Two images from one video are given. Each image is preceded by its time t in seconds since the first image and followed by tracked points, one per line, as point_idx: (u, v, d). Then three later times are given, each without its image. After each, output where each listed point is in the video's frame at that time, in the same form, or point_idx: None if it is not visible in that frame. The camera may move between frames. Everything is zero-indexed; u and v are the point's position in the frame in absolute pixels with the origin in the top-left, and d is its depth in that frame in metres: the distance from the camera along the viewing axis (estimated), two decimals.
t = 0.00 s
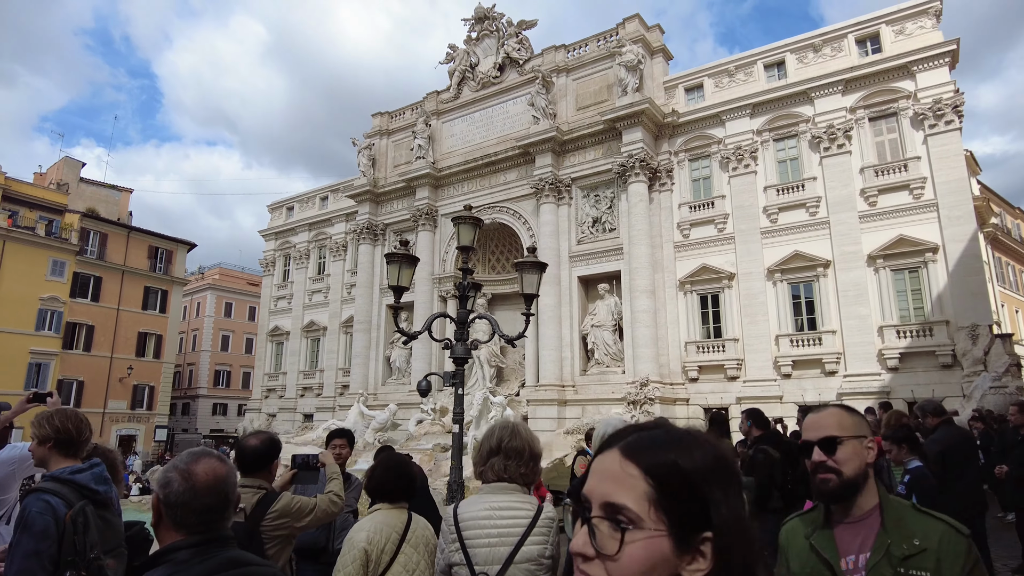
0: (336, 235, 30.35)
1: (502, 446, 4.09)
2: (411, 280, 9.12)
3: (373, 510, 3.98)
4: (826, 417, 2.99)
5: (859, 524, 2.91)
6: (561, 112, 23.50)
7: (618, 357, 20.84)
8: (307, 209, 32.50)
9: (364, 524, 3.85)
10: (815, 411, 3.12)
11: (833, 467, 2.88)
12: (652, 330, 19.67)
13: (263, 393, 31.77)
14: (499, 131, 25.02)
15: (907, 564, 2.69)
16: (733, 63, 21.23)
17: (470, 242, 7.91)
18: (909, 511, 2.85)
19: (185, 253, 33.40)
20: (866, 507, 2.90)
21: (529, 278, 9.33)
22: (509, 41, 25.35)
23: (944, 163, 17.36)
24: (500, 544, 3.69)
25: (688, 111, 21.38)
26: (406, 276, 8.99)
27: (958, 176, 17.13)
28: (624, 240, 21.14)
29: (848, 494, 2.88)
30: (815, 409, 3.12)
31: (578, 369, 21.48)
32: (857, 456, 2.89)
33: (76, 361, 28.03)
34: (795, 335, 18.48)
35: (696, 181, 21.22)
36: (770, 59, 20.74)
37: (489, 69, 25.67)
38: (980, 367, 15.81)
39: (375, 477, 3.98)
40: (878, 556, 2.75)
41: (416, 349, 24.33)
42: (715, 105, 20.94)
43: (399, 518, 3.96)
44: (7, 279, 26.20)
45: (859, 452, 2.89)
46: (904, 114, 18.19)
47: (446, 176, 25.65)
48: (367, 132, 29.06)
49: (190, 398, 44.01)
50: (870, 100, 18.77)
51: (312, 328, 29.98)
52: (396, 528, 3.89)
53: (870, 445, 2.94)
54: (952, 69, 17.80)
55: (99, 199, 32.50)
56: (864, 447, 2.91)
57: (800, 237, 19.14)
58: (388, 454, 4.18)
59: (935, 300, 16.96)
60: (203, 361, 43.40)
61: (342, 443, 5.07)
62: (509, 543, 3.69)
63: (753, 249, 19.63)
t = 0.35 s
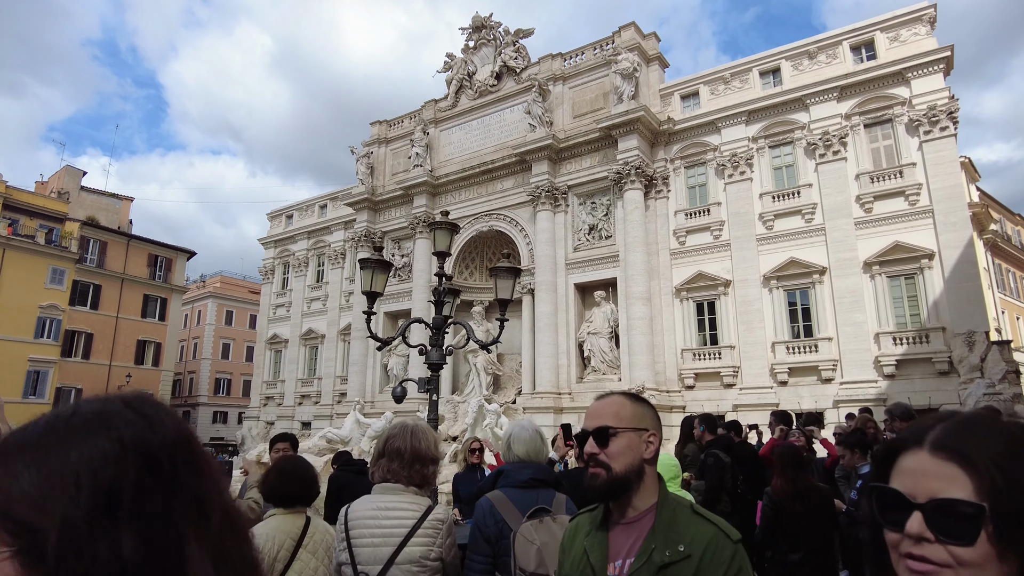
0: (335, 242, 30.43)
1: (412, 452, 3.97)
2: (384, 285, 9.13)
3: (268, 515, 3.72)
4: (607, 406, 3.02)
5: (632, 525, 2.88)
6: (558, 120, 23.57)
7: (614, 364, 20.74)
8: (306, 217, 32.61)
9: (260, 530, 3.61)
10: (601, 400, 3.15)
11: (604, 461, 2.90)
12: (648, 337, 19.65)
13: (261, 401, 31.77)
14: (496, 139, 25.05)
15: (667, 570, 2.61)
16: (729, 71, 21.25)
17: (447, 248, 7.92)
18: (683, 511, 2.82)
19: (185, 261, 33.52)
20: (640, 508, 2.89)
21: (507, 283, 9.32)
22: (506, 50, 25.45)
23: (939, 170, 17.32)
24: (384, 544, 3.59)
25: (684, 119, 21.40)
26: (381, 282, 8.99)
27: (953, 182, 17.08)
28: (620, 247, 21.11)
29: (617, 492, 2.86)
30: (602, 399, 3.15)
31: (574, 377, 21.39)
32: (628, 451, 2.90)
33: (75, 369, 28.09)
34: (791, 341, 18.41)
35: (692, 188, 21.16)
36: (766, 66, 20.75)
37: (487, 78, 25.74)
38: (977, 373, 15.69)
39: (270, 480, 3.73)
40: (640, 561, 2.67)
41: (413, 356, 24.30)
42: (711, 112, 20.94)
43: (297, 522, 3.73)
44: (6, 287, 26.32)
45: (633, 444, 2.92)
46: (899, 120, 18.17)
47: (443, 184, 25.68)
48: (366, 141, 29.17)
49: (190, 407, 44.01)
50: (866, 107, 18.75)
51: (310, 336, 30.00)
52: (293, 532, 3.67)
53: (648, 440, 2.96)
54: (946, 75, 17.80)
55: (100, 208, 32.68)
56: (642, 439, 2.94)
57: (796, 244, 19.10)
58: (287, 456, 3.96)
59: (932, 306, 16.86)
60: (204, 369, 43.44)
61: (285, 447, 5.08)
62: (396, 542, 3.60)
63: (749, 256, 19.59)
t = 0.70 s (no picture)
0: (333, 245, 30.42)
1: (312, 461, 3.56)
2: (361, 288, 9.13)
3: (169, 530, 3.37)
4: (354, 427, 2.57)
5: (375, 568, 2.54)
6: (555, 122, 23.55)
7: (611, 366, 20.64)
8: (304, 219, 32.63)
9: (155, 547, 3.24)
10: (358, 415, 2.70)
11: (338, 495, 2.50)
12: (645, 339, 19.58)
13: (260, 404, 31.74)
14: (493, 141, 25.03)
15: None
16: (726, 72, 21.18)
17: (426, 249, 7.87)
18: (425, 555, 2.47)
19: (184, 263, 33.56)
20: (382, 550, 2.53)
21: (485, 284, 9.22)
22: (503, 52, 25.45)
23: (937, 170, 17.21)
24: (274, 554, 3.08)
25: (680, 120, 21.37)
26: (356, 285, 8.96)
27: (951, 182, 16.98)
28: (617, 249, 21.05)
29: (353, 530, 2.48)
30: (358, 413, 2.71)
31: (572, 379, 21.30)
32: (367, 481, 2.49)
33: (74, 372, 28.10)
34: (788, 343, 18.29)
35: (689, 189, 21.09)
36: (763, 67, 20.68)
37: (485, 80, 25.72)
38: (975, 375, 15.59)
39: (169, 490, 3.44)
40: None
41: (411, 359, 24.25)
42: (708, 113, 20.88)
43: (200, 535, 3.35)
44: (6, 289, 26.34)
45: (373, 476, 2.49)
46: (897, 121, 18.08)
47: (441, 186, 25.67)
48: (365, 143, 29.17)
49: (191, 409, 44.03)
50: (863, 107, 18.66)
51: (309, 338, 29.97)
52: (195, 546, 3.28)
53: (396, 467, 2.53)
54: (944, 75, 17.70)
55: (100, 210, 32.73)
56: (388, 468, 2.51)
57: (793, 246, 19.00)
58: (194, 465, 3.65)
59: (930, 308, 16.73)
60: (205, 371, 43.47)
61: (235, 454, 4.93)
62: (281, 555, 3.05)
63: (746, 257, 19.48)
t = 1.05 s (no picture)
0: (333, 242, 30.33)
1: (238, 452, 3.24)
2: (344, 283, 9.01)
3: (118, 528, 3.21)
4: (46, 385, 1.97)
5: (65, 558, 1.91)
6: (554, 119, 23.41)
7: (610, 365, 20.52)
8: (304, 217, 32.55)
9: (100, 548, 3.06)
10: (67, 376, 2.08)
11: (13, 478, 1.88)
12: (644, 337, 19.45)
13: (260, 401, 31.70)
14: (492, 138, 24.91)
15: None
16: (726, 68, 21.00)
17: (410, 243, 7.78)
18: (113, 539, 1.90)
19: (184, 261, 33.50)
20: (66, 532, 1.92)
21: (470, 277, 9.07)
22: (502, 48, 25.32)
23: (939, 167, 17.03)
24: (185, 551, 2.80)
25: (680, 117, 21.20)
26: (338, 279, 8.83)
27: (952, 179, 16.81)
28: (616, 246, 20.92)
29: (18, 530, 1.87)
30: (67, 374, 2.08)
31: (570, 378, 21.19)
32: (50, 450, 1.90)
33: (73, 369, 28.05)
34: (788, 341, 18.14)
35: (689, 187, 20.94)
36: (763, 63, 20.52)
37: (484, 77, 25.60)
38: (976, 374, 15.44)
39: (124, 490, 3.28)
40: None
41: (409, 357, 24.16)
42: (708, 110, 20.72)
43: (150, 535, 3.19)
44: (4, 286, 26.30)
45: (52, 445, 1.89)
46: (898, 117, 17.91)
47: (440, 183, 25.55)
48: (364, 140, 29.06)
49: (192, 406, 44.00)
50: (864, 104, 18.49)
51: (308, 336, 29.90)
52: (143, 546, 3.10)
53: (82, 438, 1.93)
54: (945, 72, 17.53)
55: (99, 208, 32.68)
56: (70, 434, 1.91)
57: (793, 243, 18.84)
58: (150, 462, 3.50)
59: (931, 306, 16.57)
60: (205, 369, 43.45)
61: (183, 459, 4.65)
62: (200, 545, 2.79)
63: (746, 255, 19.33)
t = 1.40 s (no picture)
0: (330, 239, 30.19)
1: (146, 455, 3.08)
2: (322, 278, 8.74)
3: (40, 533, 3.05)
4: None
5: None
6: (553, 115, 23.23)
7: (607, 363, 20.39)
8: (302, 214, 32.43)
9: (21, 552, 2.92)
10: None
11: None
12: (641, 335, 19.31)
13: (257, 399, 31.61)
14: (490, 135, 24.75)
15: None
16: (725, 64, 20.80)
17: (392, 237, 7.67)
18: None
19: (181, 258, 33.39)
20: None
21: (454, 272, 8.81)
22: (501, 44, 25.15)
23: (940, 164, 16.85)
24: (76, 561, 2.74)
25: (679, 113, 21.02)
26: (316, 273, 8.56)
27: (953, 177, 16.63)
28: (614, 244, 20.78)
29: None
30: None
31: (567, 376, 21.05)
32: None
33: (69, 366, 27.95)
34: (786, 340, 17.98)
35: (687, 184, 20.78)
36: (762, 60, 20.33)
37: (482, 73, 25.42)
38: (976, 373, 15.28)
39: (49, 490, 3.24)
40: None
41: (407, 354, 24.05)
42: (707, 106, 20.55)
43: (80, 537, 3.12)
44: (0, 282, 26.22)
45: None
46: (899, 114, 17.73)
47: (437, 180, 25.41)
48: (361, 137, 28.91)
49: (190, 404, 43.92)
50: (864, 100, 18.31)
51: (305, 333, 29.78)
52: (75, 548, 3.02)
53: None
54: (947, 68, 17.34)
55: (97, 204, 32.58)
56: None
57: (792, 241, 18.67)
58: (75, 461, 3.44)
59: (931, 305, 16.39)
60: (204, 366, 43.40)
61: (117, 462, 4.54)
62: (87, 557, 2.73)
63: (744, 253, 19.17)
